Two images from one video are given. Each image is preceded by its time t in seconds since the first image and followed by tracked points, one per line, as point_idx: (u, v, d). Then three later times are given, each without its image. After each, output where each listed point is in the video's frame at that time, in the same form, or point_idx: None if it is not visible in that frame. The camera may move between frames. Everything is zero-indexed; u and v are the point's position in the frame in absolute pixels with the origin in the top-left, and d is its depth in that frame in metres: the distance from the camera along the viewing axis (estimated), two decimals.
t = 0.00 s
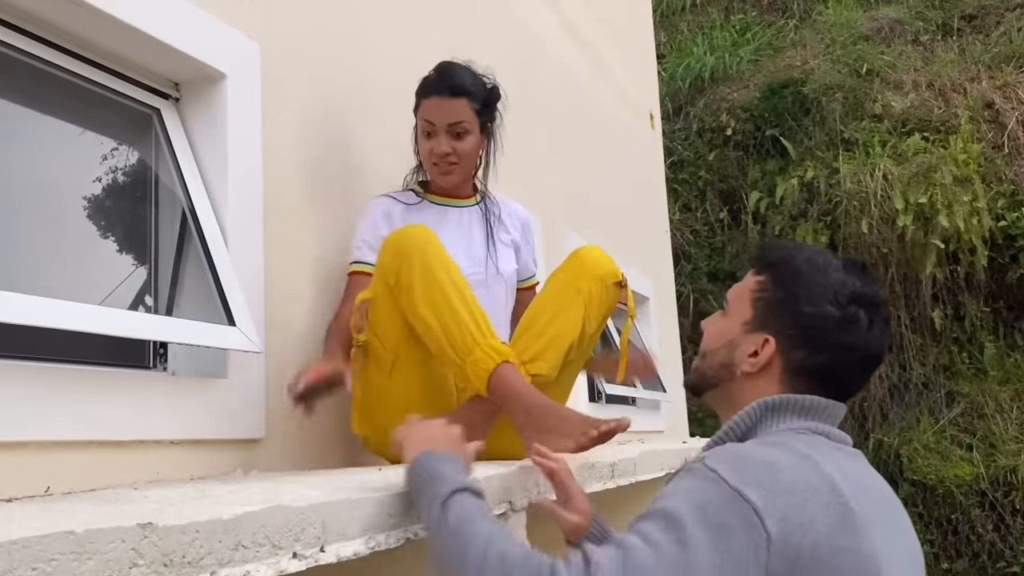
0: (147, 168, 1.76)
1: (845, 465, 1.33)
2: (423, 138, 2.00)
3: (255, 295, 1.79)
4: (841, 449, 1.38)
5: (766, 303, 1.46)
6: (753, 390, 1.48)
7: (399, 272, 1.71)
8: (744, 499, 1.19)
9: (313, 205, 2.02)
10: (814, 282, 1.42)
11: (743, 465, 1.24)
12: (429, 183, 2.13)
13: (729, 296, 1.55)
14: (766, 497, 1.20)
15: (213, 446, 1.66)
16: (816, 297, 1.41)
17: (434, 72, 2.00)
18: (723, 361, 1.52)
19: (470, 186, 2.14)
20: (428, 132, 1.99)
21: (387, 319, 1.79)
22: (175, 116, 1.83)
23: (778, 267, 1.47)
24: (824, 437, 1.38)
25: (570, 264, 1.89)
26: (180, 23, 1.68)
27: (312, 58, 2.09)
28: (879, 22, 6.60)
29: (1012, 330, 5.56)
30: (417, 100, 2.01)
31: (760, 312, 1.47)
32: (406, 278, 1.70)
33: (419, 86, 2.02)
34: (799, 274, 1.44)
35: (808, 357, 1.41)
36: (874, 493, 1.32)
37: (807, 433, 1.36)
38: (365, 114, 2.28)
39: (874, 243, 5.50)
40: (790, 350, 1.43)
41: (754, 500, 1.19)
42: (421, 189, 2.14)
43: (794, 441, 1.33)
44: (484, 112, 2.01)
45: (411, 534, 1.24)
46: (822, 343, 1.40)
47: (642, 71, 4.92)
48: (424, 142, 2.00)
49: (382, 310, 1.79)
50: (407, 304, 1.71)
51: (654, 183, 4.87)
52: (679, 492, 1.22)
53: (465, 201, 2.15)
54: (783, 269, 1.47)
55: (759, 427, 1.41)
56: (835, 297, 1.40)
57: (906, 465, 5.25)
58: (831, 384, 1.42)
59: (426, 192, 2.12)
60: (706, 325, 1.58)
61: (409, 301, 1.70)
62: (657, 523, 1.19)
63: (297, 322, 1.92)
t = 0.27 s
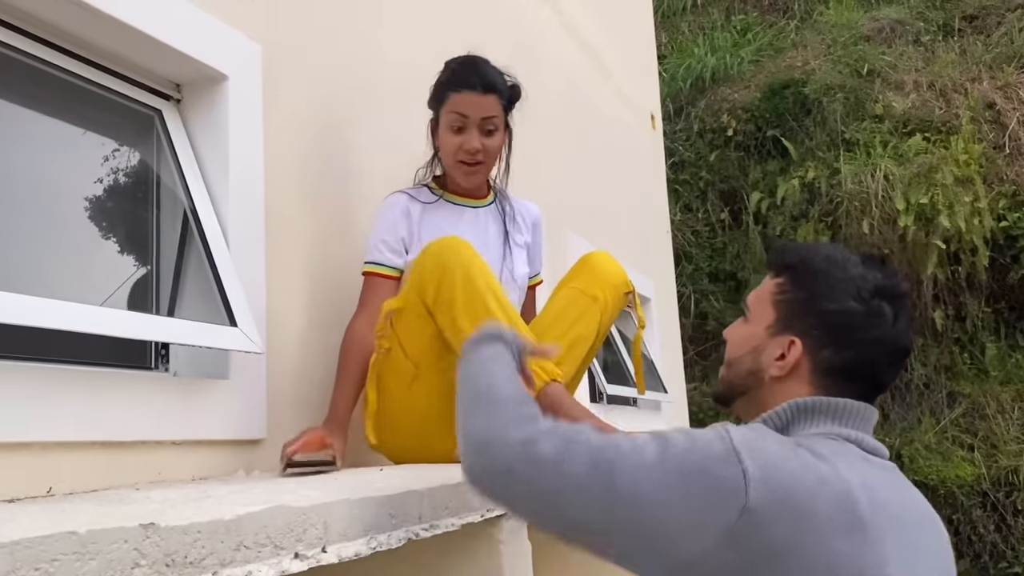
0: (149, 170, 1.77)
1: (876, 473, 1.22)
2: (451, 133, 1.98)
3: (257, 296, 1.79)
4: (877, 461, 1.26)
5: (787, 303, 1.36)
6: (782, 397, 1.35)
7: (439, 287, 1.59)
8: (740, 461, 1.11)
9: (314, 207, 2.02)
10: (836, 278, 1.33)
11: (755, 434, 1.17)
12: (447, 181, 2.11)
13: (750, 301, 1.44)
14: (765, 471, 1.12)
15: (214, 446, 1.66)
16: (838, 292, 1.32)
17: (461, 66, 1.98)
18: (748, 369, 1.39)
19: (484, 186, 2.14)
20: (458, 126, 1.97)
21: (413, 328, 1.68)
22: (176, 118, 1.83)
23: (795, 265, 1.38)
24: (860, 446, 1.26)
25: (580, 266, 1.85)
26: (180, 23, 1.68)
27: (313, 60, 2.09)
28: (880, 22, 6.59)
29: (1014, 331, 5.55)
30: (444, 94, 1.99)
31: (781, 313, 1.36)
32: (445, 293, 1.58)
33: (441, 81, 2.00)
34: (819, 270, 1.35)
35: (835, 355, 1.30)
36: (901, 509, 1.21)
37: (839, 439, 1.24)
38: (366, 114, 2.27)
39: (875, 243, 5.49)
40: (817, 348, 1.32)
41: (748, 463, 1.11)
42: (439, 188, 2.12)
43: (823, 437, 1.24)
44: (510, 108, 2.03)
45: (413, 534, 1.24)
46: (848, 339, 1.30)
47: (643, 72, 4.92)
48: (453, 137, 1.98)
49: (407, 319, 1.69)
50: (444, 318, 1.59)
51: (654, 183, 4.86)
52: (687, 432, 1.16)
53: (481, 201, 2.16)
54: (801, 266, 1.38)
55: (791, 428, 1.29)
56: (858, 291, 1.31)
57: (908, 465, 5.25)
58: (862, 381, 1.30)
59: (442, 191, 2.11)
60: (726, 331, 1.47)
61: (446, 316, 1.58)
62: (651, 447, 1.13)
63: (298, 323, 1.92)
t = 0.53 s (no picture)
0: (150, 170, 1.77)
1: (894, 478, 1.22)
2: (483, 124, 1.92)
3: (258, 296, 1.79)
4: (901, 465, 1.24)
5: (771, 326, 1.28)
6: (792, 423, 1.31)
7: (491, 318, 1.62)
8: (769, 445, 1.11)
9: (315, 207, 2.02)
10: (813, 291, 1.25)
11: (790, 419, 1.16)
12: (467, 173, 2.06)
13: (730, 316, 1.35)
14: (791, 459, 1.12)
15: (216, 447, 1.66)
16: (822, 309, 1.23)
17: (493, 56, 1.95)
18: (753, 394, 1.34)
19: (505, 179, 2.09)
20: (491, 117, 1.91)
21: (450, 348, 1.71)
22: (178, 118, 1.83)
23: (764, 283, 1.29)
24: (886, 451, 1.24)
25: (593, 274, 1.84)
26: (182, 23, 1.68)
27: (314, 59, 2.09)
28: (881, 22, 6.58)
29: (1015, 331, 5.53)
30: (476, 84, 1.93)
31: (769, 337, 1.28)
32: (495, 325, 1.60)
33: (472, 68, 1.94)
34: (793, 284, 1.26)
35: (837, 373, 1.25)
36: (919, 514, 1.18)
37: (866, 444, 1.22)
38: (366, 114, 2.27)
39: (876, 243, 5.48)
40: (817, 371, 1.25)
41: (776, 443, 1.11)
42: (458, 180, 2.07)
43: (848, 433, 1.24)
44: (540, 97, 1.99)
45: (414, 534, 1.24)
46: (847, 355, 1.23)
47: (644, 72, 4.92)
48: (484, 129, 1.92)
49: (444, 338, 1.71)
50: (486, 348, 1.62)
51: (655, 184, 4.86)
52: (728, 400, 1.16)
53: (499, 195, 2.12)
54: (769, 282, 1.29)
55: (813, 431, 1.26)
56: (840, 303, 1.24)
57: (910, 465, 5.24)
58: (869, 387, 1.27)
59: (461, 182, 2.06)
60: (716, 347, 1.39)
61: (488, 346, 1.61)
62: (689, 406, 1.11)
63: (299, 322, 1.92)
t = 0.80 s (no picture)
0: (150, 170, 1.77)
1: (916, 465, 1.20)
2: (516, 107, 1.94)
3: (258, 296, 1.79)
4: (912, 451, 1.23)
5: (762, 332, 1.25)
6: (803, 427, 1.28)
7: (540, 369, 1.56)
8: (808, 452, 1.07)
9: (315, 208, 2.02)
10: (799, 293, 1.22)
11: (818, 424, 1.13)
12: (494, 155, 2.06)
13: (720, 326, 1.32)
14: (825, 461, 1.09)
15: (216, 447, 1.66)
16: (811, 310, 1.21)
17: (531, 37, 1.96)
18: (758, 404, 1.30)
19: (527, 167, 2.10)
20: (524, 102, 1.94)
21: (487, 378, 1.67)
22: (178, 119, 1.83)
23: (749, 288, 1.26)
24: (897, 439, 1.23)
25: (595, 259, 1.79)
26: (183, 24, 1.68)
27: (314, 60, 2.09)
28: (882, 22, 6.57)
29: (1016, 331, 5.49)
30: (512, 64, 1.95)
31: (764, 343, 1.25)
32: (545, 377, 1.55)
33: (511, 47, 1.96)
34: (778, 285, 1.23)
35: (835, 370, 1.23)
36: (942, 503, 1.16)
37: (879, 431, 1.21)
38: (366, 115, 2.27)
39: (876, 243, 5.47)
40: (817, 370, 1.23)
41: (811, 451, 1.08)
42: (485, 162, 2.07)
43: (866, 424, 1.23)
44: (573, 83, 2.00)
45: (415, 534, 1.24)
46: (841, 350, 1.21)
47: (644, 72, 4.91)
48: (516, 113, 1.94)
49: (481, 371, 1.67)
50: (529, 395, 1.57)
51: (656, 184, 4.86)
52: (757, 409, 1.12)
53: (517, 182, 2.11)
54: (753, 286, 1.26)
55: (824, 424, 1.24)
56: (829, 301, 1.21)
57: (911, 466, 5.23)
58: (870, 375, 1.25)
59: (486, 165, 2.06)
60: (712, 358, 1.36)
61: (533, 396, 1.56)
62: (725, 424, 1.06)
63: (300, 323, 1.92)
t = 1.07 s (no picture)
0: (150, 171, 1.77)
1: (925, 475, 1.34)
2: (472, 101, 1.89)
3: (257, 297, 1.79)
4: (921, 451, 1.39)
5: (796, 318, 1.51)
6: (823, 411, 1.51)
7: (553, 363, 1.53)
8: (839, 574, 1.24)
9: (314, 208, 2.02)
10: (829, 278, 1.49)
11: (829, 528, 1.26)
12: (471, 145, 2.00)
13: (749, 320, 1.59)
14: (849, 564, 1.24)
15: (215, 448, 1.66)
16: (842, 294, 1.47)
17: (495, 30, 1.88)
18: (780, 390, 1.55)
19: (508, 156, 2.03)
20: (479, 95, 1.88)
21: (495, 372, 1.64)
22: (178, 119, 1.83)
23: (783, 278, 1.54)
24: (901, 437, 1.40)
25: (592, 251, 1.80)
26: (182, 24, 1.68)
27: (313, 60, 2.09)
28: (882, 22, 6.58)
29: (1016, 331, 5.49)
30: (474, 58, 1.89)
31: (791, 329, 1.52)
32: (557, 371, 1.52)
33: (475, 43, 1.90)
34: (811, 275, 1.51)
35: (866, 353, 1.46)
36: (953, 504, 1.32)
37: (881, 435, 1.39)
38: (365, 115, 2.27)
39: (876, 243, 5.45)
40: (844, 354, 1.47)
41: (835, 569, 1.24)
42: (463, 150, 1.99)
43: (870, 450, 1.35)
44: (539, 78, 1.90)
45: (414, 535, 1.24)
46: (870, 333, 1.45)
47: (644, 72, 4.92)
48: (473, 108, 1.90)
49: (489, 364, 1.63)
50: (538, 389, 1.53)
51: (656, 184, 4.85)
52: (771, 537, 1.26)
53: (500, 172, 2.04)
54: (788, 277, 1.54)
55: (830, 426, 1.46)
56: (860, 285, 1.46)
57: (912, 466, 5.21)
58: (897, 366, 1.47)
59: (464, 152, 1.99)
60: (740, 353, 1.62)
61: (543, 390, 1.52)
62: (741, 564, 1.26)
63: (298, 323, 1.91)
